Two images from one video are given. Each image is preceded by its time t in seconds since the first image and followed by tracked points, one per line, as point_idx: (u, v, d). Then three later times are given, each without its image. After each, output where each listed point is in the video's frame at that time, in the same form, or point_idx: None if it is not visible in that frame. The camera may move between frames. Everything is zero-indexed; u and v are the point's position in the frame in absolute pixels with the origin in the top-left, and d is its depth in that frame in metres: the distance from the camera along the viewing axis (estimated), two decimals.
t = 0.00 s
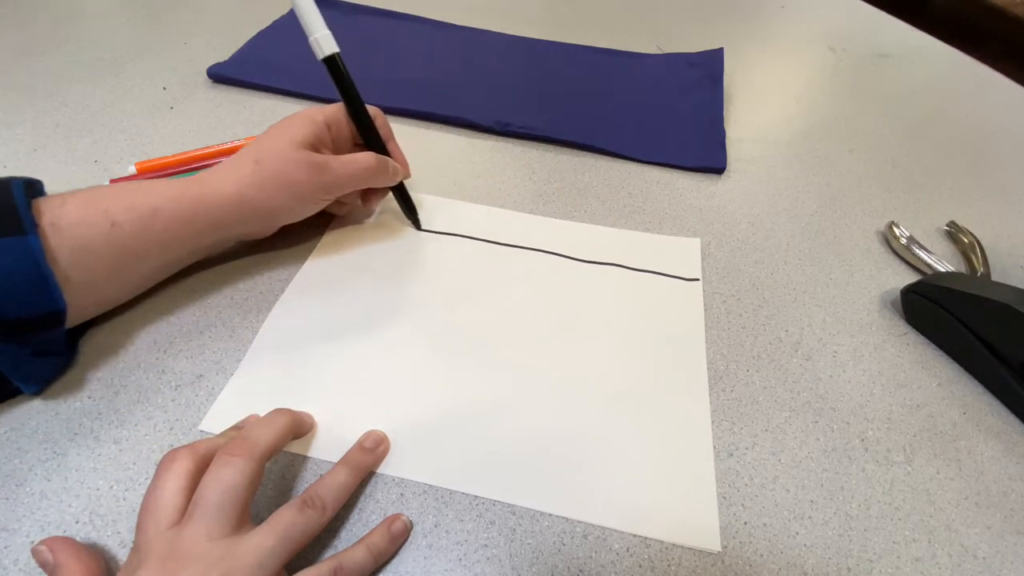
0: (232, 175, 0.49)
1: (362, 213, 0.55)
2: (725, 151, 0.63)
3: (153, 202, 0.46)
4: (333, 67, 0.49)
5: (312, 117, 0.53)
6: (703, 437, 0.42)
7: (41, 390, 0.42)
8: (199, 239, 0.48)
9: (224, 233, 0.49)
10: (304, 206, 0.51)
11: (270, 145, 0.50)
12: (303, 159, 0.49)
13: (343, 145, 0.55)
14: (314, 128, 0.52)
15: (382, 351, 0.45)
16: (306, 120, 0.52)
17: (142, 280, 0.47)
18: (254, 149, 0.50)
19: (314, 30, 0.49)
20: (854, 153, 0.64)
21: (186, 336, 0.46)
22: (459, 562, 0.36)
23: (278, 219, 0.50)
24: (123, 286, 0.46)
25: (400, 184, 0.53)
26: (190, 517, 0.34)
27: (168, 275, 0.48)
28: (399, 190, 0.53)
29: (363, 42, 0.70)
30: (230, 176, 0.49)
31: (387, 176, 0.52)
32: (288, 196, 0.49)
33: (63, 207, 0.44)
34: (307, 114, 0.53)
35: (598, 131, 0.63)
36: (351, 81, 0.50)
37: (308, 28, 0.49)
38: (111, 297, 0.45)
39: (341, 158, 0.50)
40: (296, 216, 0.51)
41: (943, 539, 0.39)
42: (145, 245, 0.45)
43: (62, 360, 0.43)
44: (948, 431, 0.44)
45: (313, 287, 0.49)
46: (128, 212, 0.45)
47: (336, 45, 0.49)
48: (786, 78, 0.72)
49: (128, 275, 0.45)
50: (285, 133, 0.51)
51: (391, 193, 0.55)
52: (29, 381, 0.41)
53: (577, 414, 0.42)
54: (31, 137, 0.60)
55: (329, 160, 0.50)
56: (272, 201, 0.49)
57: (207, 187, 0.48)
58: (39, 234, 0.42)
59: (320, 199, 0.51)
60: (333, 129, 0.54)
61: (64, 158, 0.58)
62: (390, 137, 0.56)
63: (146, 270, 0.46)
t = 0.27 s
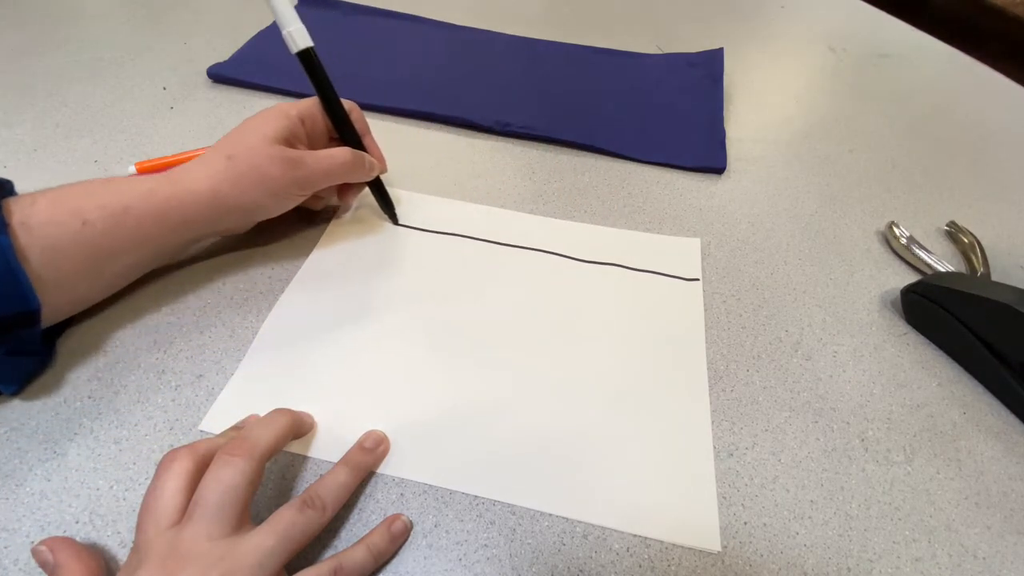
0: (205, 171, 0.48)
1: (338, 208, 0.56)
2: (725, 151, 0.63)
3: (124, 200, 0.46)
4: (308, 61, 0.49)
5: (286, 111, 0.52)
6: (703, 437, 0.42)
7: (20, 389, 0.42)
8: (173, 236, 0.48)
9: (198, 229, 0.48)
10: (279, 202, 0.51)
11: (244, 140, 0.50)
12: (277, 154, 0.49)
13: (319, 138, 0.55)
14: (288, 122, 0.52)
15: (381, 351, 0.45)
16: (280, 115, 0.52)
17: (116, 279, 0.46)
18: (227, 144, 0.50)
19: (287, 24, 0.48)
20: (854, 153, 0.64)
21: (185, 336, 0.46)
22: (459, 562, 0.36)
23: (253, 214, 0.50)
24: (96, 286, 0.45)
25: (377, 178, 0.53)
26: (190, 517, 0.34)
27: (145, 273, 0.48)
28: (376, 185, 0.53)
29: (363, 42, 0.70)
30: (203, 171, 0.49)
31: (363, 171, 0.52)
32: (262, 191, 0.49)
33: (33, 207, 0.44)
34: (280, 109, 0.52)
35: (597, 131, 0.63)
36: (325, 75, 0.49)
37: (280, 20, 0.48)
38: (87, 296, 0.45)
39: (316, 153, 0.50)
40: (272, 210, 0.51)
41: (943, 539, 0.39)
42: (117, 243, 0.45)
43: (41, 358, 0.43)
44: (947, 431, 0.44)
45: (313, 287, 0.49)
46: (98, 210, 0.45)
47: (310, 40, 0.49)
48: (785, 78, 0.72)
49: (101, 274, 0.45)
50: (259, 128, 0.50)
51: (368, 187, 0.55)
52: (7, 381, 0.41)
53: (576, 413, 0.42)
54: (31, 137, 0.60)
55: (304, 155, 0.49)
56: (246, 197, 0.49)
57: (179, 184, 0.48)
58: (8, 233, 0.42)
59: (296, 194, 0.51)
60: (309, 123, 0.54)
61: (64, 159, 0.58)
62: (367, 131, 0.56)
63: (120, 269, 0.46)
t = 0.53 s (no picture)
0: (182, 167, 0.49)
1: (316, 202, 0.56)
2: (725, 151, 0.63)
3: (99, 197, 0.46)
4: (283, 54, 0.48)
5: (263, 106, 0.53)
6: (703, 437, 0.42)
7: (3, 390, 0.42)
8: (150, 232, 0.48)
9: (175, 225, 0.49)
10: (257, 197, 0.51)
11: (220, 136, 0.50)
12: (253, 149, 0.49)
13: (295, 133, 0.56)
14: (264, 117, 0.52)
15: (381, 351, 0.45)
16: (256, 110, 0.52)
17: (94, 278, 0.46)
18: (204, 140, 0.50)
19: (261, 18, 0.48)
20: (854, 153, 0.64)
21: (185, 337, 0.46)
22: (459, 562, 0.36)
23: (231, 209, 0.50)
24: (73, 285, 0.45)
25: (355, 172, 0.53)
26: (190, 517, 0.34)
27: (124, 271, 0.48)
28: (354, 180, 0.53)
29: (363, 42, 0.70)
30: (179, 168, 0.49)
31: (342, 165, 0.52)
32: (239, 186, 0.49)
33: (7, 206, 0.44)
34: (257, 104, 0.53)
35: (597, 131, 0.63)
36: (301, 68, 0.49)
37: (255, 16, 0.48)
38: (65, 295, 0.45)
39: (293, 147, 0.50)
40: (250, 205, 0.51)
41: (943, 539, 0.39)
42: (93, 241, 0.45)
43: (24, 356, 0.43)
44: (948, 431, 0.44)
45: (312, 286, 0.49)
46: (73, 208, 0.45)
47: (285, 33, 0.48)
48: (785, 78, 0.72)
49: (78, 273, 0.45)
50: (235, 123, 0.51)
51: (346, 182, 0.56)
52: None
53: (576, 413, 0.42)
54: (30, 137, 0.60)
55: (280, 150, 0.50)
56: (223, 192, 0.49)
57: (155, 180, 0.48)
58: None
59: (273, 188, 0.51)
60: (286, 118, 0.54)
61: (63, 158, 0.58)
62: (344, 125, 0.56)
63: (97, 267, 0.46)
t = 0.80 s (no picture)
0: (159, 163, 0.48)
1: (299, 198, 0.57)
2: (725, 151, 0.63)
3: (76, 193, 0.46)
4: (263, 50, 0.48)
5: (241, 102, 0.53)
6: (703, 436, 0.42)
7: None
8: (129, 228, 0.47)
9: (154, 221, 0.48)
10: (236, 193, 0.51)
11: (198, 131, 0.50)
12: (233, 145, 0.49)
13: (274, 129, 0.56)
14: (243, 113, 0.52)
15: (380, 351, 0.45)
16: (235, 106, 0.52)
17: (72, 274, 0.46)
18: (181, 135, 0.50)
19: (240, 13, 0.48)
20: (854, 153, 0.64)
21: (185, 337, 0.46)
22: (459, 562, 0.36)
23: (211, 205, 0.50)
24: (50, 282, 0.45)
25: (335, 168, 0.54)
26: (190, 517, 0.34)
27: (102, 267, 0.48)
28: (335, 175, 0.54)
29: (364, 42, 0.70)
30: (158, 164, 0.48)
31: (322, 161, 0.52)
32: (218, 182, 0.49)
33: None
34: (236, 100, 0.53)
35: (597, 131, 0.63)
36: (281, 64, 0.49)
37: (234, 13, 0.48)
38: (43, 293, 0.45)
39: (273, 144, 0.50)
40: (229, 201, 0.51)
41: (943, 539, 0.39)
42: (70, 238, 0.45)
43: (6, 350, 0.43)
44: (948, 431, 0.44)
45: (312, 286, 0.49)
46: (49, 204, 0.45)
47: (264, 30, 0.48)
48: (784, 78, 0.72)
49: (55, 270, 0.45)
50: (213, 119, 0.50)
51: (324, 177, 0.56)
52: None
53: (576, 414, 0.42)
54: (30, 137, 0.60)
55: (260, 145, 0.50)
56: (202, 188, 0.49)
57: (133, 177, 0.48)
58: None
59: (254, 184, 0.51)
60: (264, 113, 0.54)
61: (63, 158, 0.58)
62: (323, 121, 0.57)
63: (75, 264, 0.46)
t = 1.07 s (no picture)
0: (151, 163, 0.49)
1: (291, 196, 0.57)
2: (725, 151, 0.63)
3: (68, 193, 0.46)
4: (253, 49, 0.48)
5: (233, 101, 0.53)
6: (703, 436, 0.42)
7: None
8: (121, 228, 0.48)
9: (146, 221, 0.49)
10: (228, 192, 0.51)
11: (190, 131, 0.50)
12: (224, 144, 0.49)
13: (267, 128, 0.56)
14: (235, 112, 0.52)
15: (380, 350, 0.45)
16: (227, 105, 0.52)
17: (66, 274, 0.46)
18: (173, 135, 0.50)
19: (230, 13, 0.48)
20: (854, 153, 0.64)
21: (185, 337, 0.46)
22: (459, 562, 0.36)
23: (204, 204, 0.50)
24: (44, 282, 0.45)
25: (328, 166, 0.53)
26: (190, 517, 0.34)
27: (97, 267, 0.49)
28: (328, 173, 0.54)
29: (364, 42, 0.70)
30: (149, 163, 0.49)
31: (314, 160, 0.52)
32: (210, 181, 0.49)
33: None
34: (228, 99, 0.53)
35: (597, 131, 0.63)
36: (271, 62, 0.49)
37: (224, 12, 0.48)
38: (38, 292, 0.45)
39: (264, 142, 0.50)
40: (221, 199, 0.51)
41: (943, 539, 0.39)
42: (63, 239, 0.45)
43: None
44: (948, 431, 0.44)
45: (312, 286, 0.49)
46: (41, 204, 0.45)
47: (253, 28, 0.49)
48: (784, 78, 0.72)
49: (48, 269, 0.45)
50: (205, 119, 0.51)
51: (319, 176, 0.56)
52: None
53: (575, 414, 0.42)
54: (30, 137, 0.60)
55: (251, 144, 0.50)
56: (193, 187, 0.49)
57: (125, 177, 0.48)
58: None
59: (246, 183, 0.51)
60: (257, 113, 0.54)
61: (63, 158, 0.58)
62: (316, 121, 0.57)
63: (69, 264, 0.46)
